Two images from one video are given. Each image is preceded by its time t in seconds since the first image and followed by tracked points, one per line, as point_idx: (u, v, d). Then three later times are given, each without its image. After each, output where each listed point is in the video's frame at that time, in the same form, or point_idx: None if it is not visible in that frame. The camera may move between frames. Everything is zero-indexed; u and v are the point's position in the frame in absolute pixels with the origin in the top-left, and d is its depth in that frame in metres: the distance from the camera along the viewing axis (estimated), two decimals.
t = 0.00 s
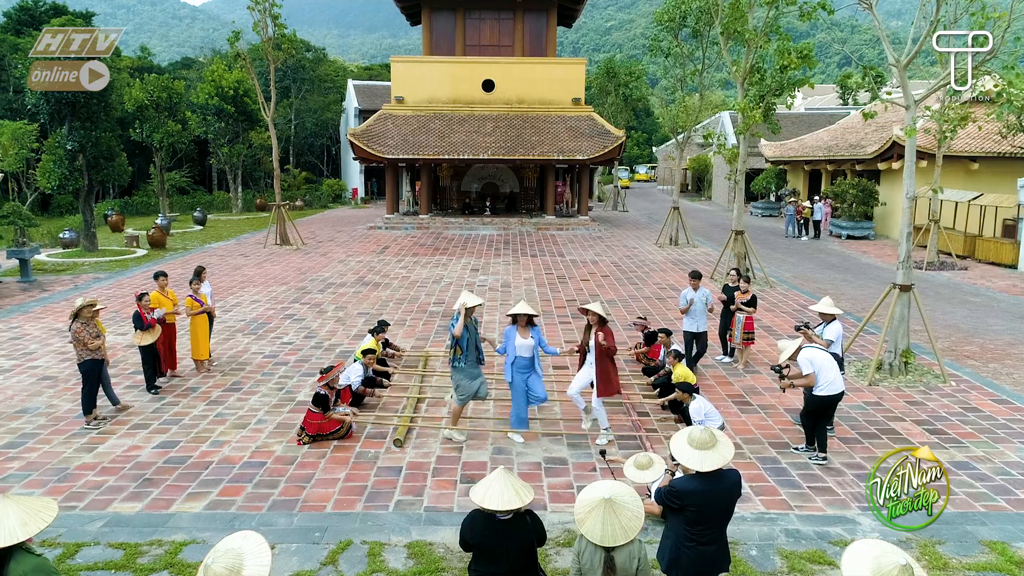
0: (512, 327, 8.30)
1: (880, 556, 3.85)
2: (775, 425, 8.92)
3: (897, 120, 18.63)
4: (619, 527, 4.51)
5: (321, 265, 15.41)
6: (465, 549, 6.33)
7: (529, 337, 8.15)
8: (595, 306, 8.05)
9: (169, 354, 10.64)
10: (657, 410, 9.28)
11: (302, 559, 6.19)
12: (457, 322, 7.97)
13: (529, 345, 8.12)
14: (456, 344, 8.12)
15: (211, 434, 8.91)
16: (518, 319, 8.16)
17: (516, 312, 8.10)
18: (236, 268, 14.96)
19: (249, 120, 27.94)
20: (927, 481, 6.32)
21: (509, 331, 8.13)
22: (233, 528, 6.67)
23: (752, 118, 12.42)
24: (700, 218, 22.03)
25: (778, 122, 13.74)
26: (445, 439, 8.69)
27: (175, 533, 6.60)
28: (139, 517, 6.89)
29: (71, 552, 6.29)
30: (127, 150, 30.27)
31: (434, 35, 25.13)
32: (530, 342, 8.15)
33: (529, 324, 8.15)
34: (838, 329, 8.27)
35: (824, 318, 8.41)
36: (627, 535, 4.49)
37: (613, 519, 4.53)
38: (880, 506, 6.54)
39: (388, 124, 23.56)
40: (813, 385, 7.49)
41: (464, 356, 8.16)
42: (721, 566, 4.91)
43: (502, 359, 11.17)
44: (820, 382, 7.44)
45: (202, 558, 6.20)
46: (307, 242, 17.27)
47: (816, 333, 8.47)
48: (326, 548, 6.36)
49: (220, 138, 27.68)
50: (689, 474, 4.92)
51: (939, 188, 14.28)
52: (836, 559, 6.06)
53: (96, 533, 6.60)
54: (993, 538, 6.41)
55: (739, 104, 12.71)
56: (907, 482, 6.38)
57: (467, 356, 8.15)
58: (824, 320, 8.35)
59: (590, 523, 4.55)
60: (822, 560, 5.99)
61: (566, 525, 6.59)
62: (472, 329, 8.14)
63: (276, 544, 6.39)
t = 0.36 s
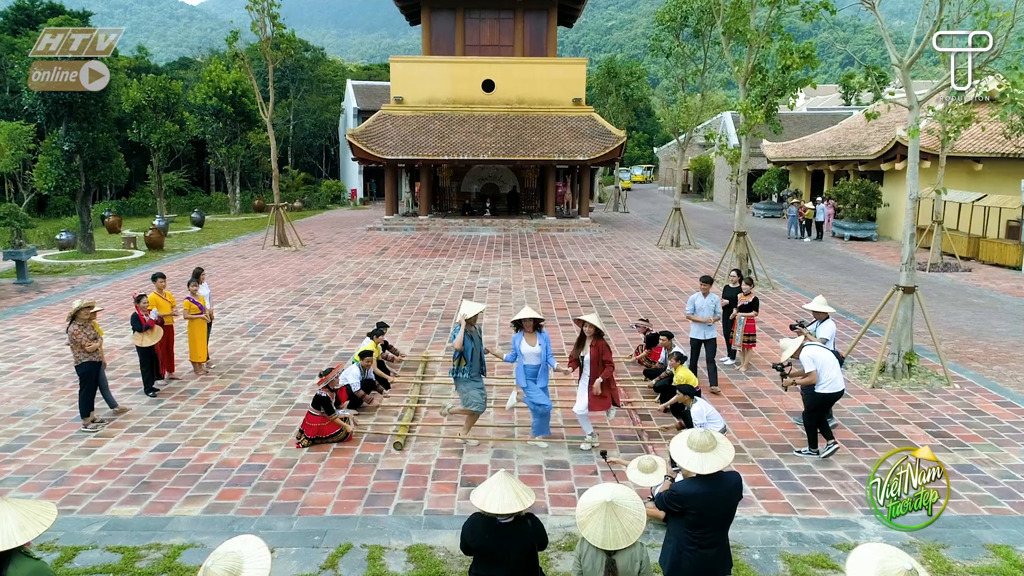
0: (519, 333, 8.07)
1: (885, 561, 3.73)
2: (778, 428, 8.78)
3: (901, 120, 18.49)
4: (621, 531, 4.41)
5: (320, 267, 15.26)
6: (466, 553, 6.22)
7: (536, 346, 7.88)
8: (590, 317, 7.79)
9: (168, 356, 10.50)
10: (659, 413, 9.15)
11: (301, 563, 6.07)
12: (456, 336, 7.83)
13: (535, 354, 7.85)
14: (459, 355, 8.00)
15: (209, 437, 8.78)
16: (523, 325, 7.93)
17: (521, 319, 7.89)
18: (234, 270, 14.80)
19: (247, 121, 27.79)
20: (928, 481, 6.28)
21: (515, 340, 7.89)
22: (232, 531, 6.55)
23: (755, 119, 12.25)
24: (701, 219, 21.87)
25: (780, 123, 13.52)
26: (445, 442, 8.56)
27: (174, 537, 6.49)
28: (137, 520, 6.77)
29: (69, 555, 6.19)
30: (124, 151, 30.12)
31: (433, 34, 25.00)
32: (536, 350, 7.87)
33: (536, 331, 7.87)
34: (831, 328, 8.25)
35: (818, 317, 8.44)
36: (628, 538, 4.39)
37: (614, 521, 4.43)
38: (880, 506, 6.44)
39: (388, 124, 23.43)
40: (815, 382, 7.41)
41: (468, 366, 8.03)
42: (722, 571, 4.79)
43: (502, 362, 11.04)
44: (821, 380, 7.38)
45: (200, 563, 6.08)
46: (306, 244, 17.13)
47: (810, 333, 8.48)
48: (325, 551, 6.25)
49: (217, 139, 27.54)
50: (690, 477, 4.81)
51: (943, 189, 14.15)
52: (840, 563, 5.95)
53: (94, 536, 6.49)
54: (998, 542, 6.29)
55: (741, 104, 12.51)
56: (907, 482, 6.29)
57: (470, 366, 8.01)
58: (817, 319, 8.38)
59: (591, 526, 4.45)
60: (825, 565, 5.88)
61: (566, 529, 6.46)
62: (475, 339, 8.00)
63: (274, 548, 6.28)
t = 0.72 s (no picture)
0: (520, 334, 7.57)
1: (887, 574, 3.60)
2: (781, 436, 8.62)
3: (904, 125, 18.36)
4: (622, 540, 4.29)
5: (319, 272, 15.02)
6: (466, 563, 6.07)
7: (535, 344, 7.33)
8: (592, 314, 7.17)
9: (165, 363, 10.06)
10: (660, 420, 8.93)
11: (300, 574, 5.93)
12: (449, 324, 7.64)
13: (534, 354, 7.27)
14: (453, 348, 7.72)
15: (207, 444, 8.49)
16: (524, 323, 7.40)
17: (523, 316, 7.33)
18: (232, 276, 14.56)
19: (245, 125, 27.68)
20: (928, 482, 6.21)
21: (514, 337, 7.36)
22: (230, 540, 6.40)
23: (757, 124, 11.91)
24: (704, 225, 21.67)
25: (783, 128, 13.16)
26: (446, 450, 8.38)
27: (172, 546, 6.35)
28: (134, 529, 6.61)
29: (65, 565, 6.05)
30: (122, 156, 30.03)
31: (433, 38, 24.91)
32: (534, 349, 7.29)
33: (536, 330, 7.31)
34: (826, 330, 8.27)
35: (811, 319, 8.46)
36: (630, 548, 4.27)
37: (616, 530, 4.31)
38: (880, 506, 6.38)
39: (387, 129, 23.30)
40: (819, 386, 7.33)
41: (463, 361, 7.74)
42: None
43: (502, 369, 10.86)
44: (824, 383, 7.29)
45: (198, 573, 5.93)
46: (304, 249, 16.89)
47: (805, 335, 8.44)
48: (325, 561, 6.12)
49: (216, 143, 27.43)
50: (692, 485, 4.70)
51: (946, 195, 14.02)
52: (843, 572, 5.83)
53: (91, 545, 6.34)
54: (1004, 551, 6.16)
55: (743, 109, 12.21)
56: (907, 482, 6.24)
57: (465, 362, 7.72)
58: (811, 322, 8.38)
59: (593, 534, 4.33)
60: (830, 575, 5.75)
61: (568, 537, 6.29)
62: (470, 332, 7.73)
63: (273, 557, 6.15)
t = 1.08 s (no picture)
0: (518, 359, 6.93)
1: None
2: (784, 451, 8.38)
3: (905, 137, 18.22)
4: (624, 559, 4.17)
5: (317, 285, 14.41)
6: None
7: (530, 372, 6.75)
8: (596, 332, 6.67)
9: (163, 377, 9.62)
10: (663, 435, 8.61)
11: None
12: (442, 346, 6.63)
13: (529, 380, 6.72)
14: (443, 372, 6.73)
15: (205, 459, 8.17)
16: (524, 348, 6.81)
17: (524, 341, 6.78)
18: (230, 288, 14.11)
19: (244, 136, 27.59)
20: (927, 481, 6.56)
21: (511, 362, 6.83)
22: (227, 558, 6.19)
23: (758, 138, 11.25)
24: (705, 237, 21.42)
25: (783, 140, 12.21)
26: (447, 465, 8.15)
27: (168, 563, 6.13)
28: (130, 546, 6.39)
29: None
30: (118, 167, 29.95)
31: (433, 49, 24.76)
32: (530, 377, 6.73)
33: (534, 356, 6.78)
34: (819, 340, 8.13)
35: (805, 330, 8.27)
36: (632, 566, 4.15)
37: (617, 548, 4.18)
38: (881, 506, 6.66)
39: (387, 140, 23.11)
40: (822, 395, 7.22)
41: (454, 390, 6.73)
42: None
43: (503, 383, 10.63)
44: (828, 392, 7.19)
45: None
46: (303, 261, 16.53)
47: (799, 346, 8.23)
48: None
49: (214, 154, 27.28)
50: (696, 502, 4.59)
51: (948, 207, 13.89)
52: None
53: (86, 562, 6.12)
54: (1012, 569, 5.98)
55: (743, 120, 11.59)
56: (907, 482, 6.61)
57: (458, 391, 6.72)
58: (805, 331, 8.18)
59: (594, 552, 4.21)
60: None
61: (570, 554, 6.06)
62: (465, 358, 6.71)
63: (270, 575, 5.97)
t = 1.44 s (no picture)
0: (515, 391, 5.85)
1: None
2: (789, 473, 7.82)
3: (907, 155, 17.95)
4: None
5: (315, 304, 13.92)
6: None
7: (525, 403, 5.70)
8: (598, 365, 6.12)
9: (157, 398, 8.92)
10: (665, 458, 8.15)
11: None
12: (435, 380, 5.77)
13: (522, 414, 5.64)
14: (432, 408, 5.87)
15: (199, 483, 7.60)
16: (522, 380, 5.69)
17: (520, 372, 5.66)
18: (227, 307, 13.72)
19: (243, 155, 27.66)
20: (928, 481, 6.37)
21: (506, 393, 5.82)
22: None
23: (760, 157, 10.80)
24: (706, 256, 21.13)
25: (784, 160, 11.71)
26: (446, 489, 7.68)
27: None
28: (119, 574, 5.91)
29: None
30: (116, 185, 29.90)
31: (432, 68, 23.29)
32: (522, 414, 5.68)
33: (530, 389, 5.70)
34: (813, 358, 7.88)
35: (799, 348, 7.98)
36: None
37: None
38: (880, 507, 6.50)
39: (385, 158, 21.79)
40: (827, 411, 7.00)
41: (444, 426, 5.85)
42: None
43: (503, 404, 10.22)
44: (833, 408, 6.95)
45: None
46: (301, 280, 16.10)
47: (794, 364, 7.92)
48: None
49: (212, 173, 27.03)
50: (700, 529, 4.42)
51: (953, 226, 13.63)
52: None
53: None
54: None
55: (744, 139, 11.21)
56: (907, 482, 6.40)
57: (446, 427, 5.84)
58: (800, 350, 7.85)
59: None
60: None
61: None
62: (461, 399, 5.89)
63: None
